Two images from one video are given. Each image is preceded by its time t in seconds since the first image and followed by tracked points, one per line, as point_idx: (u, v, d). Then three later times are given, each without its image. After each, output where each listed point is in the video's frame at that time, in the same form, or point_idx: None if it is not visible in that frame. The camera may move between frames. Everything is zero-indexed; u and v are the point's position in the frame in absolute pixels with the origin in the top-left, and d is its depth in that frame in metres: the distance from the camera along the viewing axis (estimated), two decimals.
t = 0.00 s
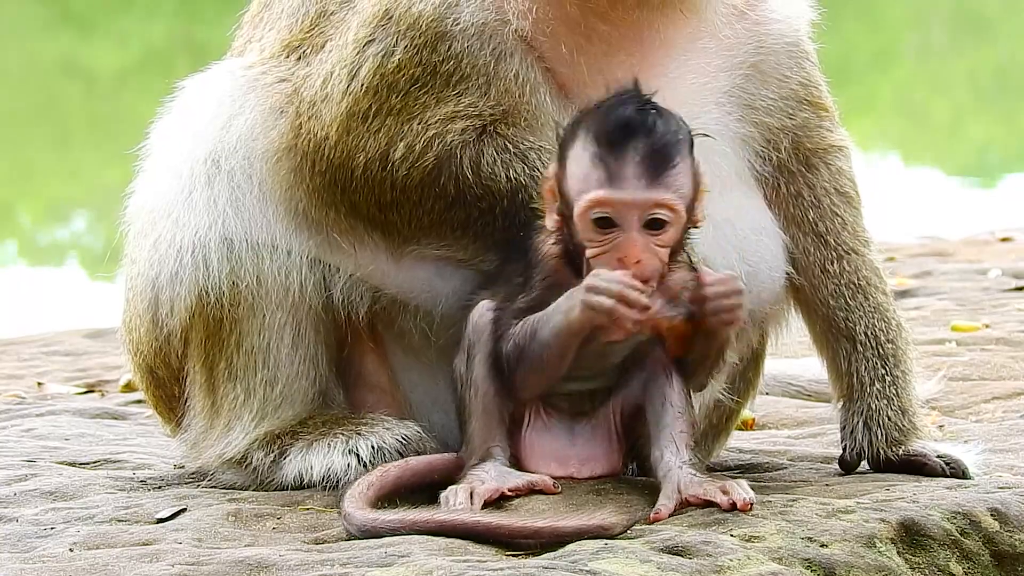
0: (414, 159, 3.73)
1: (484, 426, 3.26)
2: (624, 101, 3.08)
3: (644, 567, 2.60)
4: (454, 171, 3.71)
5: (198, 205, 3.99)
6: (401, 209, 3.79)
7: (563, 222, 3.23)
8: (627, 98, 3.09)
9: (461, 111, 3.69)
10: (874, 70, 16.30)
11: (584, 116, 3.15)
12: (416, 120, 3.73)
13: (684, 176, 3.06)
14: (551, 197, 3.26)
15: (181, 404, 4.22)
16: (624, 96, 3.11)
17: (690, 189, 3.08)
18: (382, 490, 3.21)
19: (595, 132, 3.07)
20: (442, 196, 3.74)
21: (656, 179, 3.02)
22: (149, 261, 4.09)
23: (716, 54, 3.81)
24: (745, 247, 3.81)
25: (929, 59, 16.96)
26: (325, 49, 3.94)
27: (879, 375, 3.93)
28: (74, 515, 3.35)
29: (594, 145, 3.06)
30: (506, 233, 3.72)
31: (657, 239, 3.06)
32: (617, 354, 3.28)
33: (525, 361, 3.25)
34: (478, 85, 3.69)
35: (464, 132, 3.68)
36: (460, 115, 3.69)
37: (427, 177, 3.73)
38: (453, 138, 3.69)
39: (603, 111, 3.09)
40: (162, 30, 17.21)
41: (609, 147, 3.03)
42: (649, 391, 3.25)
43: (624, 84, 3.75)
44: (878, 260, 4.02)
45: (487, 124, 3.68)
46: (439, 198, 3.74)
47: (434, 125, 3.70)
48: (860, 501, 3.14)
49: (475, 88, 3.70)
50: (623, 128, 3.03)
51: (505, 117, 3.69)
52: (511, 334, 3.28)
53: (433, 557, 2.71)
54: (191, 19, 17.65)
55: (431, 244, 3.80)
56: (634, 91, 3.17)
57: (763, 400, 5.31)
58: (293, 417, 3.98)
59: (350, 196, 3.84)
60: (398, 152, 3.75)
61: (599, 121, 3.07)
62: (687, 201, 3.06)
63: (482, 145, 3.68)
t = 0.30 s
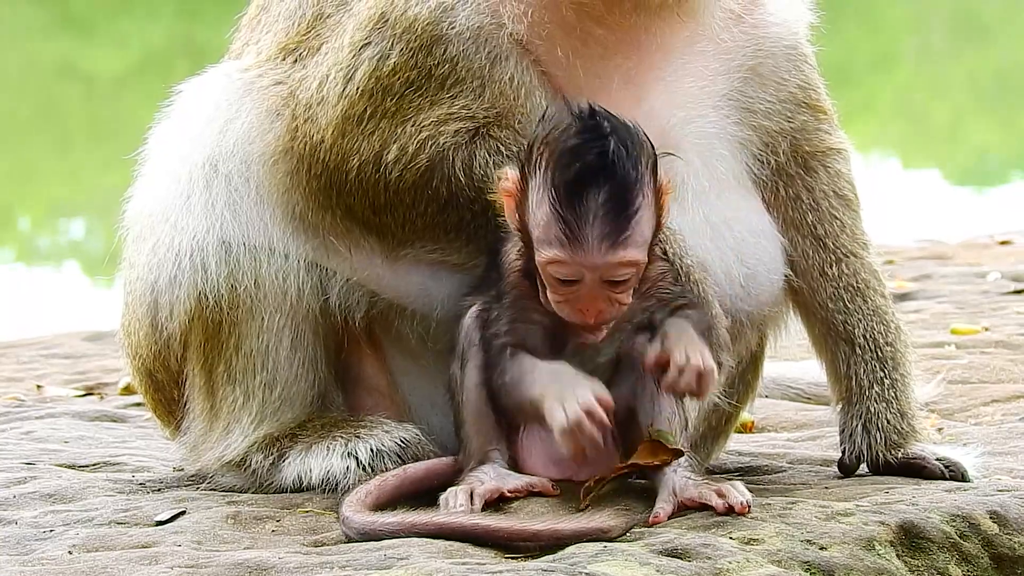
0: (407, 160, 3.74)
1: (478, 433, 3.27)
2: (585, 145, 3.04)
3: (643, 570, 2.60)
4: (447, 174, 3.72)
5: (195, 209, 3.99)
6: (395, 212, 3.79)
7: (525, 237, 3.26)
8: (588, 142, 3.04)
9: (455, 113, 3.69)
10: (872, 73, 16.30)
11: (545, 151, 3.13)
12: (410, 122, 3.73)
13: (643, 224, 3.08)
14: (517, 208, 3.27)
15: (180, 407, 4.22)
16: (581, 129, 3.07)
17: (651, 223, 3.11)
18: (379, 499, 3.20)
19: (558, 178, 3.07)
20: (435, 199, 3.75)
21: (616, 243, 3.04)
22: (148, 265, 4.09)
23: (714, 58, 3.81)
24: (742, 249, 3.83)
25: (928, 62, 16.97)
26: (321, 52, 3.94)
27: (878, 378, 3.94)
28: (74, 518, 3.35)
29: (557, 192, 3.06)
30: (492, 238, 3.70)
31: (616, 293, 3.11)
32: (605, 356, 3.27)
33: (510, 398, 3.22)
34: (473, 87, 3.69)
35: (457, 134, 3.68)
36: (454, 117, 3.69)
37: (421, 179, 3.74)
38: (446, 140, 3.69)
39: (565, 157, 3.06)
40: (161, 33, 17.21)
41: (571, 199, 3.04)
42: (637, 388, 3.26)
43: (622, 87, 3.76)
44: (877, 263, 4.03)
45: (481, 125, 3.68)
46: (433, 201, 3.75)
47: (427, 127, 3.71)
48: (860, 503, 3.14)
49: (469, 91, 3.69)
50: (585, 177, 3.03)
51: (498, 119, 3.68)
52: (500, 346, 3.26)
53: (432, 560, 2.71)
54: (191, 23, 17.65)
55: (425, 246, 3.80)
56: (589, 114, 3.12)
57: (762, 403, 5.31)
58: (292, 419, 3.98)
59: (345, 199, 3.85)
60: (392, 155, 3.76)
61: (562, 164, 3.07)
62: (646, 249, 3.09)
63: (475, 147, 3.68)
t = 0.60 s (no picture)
0: (407, 164, 3.73)
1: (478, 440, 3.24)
2: (636, 164, 2.98)
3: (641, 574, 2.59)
4: (447, 177, 3.71)
5: (195, 212, 3.99)
6: (394, 215, 3.78)
7: (547, 240, 3.19)
8: (639, 161, 2.98)
9: (455, 117, 3.69)
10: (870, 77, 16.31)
11: (588, 162, 3.05)
12: (410, 125, 3.73)
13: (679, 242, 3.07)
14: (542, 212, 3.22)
15: (178, 411, 4.22)
16: (629, 145, 3.00)
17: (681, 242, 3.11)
18: (376, 505, 3.19)
19: (606, 192, 3.01)
20: (435, 202, 3.73)
21: (660, 263, 3.01)
22: (146, 268, 4.09)
23: (713, 62, 3.82)
24: (740, 255, 3.87)
25: (926, 66, 16.98)
26: (320, 55, 3.94)
27: (876, 382, 3.93)
28: (71, 522, 3.35)
29: (604, 208, 3.00)
30: (492, 239, 3.67)
31: (646, 309, 3.09)
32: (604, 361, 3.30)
33: (476, 393, 3.14)
34: (472, 91, 3.69)
35: (458, 138, 3.68)
36: (454, 121, 3.69)
37: (420, 183, 3.73)
38: (446, 144, 3.68)
39: (614, 175, 2.99)
40: (160, 37, 17.22)
41: (620, 216, 2.98)
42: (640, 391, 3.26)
43: (620, 91, 3.76)
44: (875, 268, 4.03)
45: (481, 129, 3.68)
46: (433, 204, 3.73)
47: (427, 131, 3.70)
48: (857, 508, 3.14)
49: (468, 94, 3.69)
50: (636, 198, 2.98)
51: (498, 122, 3.68)
52: (468, 337, 3.21)
53: (430, 565, 2.70)
54: (189, 27, 17.65)
55: (426, 249, 3.79)
56: (635, 128, 3.05)
57: (760, 407, 5.31)
58: (290, 423, 3.98)
59: (344, 202, 3.84)
60: (391, 158, 3.75)
61: (611, 179, 3.00)
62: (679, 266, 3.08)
63: (475, 151, 3.67)
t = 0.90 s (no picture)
0: (407, 167, 3.73)
1: (477, 437, 3.26)
2: (657, 184, 2.99)
3: None
4: (447, 180, 3.70)
5: (195, 215, 3.99)
6: (395, 217, 3.77)
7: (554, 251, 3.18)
8: (660, 181, 2.99)
9: (456, 119, 3.69)
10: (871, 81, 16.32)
11: (607, 178, 3.05)
12: (411, 127, 3.72)
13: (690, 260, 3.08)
14: (553, 221, 3.20)
15: (178, 414, 4.22)
16: (650, 164, 3.01)
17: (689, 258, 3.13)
18: (377, 509, 3.19)
19: (626, 211, 3.01)
20: (435, 205, 3.72)
21: (675, 281, 3.02)
22: (147, 271, 4.09)
23: (714, 65, 3.82)
24: (742, 257, 3.87)
25: (926, 70, 16.98)
26: (321, 58, 3.95)
27: (877, 385, 3.93)
28: (72, 524, 3.35)
29: (624, 226, 3.01)
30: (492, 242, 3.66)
31: (653, 324, 3.10)
32: (602, 364, 3.29)
33: (471, 378, 3.16)
34: (473, 94, 3.69)
35: (459, 140, 3.67)
36: (455, 123, 3.69)
37: (420, 185, 3.72)
38: (447, 146, 3.68)
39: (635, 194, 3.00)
40: (160, 40, 17.22)
41: (639, 235, 2.99)
42: (639, 402, 3.25)
43: (621, 94, 3.77)
44: (876, 271, 4.03)
45: (481, 132, 3.67)
46: (433, 207, 3.72)
47: (428, 133, 3.70)
48: (858, 511, 3.14)
49: (470, 97, 3.69)
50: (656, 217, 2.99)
51: (499, 125, 3.68)
52: (463, 324, 3.24)
53: (430, 567, 2.70)
54: (190, 30, 17.66)
55: (426, 252, 3.77)
56: (653, 146, 3.06)
57: (760, 411, 5.31)
58: (290, 426, 3.98)
59: (344, 204, 3.84)
60: (392, 160, 3.75)
61: (631, 198, 3.00)
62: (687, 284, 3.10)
63: (476, 153, 3.67)
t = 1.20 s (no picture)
0: (409, 166, 3.73)
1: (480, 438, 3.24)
2: (633, 159, 3.01)
3: None
4: (449, 179, 3.70)
5: (198, 215, 4.00)
6: (396, 216, 3.77)
7: (539, 238, 3.19)
8: (636, 155, 3.01)
9: (458, 118, 3.69)
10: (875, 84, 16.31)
11: (584, 156, 3.07)
12: (413, 126, 3.73)
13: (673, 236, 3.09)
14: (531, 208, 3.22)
15: (182, 414, 4.23)
16: (625, 141, 3.04)
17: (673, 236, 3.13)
18: (380, 511, 3.19)
19: (605, 187, 3.03)
20: (437, 204, 3.71)
21: (659, 254, 3.03)
22: (150, 271, 4.09)
23: (719, 66, 3.82)
24: (746, 258, 3.87)
25: (930, 72, 16.97)
26: (324, 57, 3.95)
27: (880, 387, 3.93)
28: (75, 524, 3.35)
29: (604, 203, 3.02)
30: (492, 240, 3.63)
31: (641, 300, 3.10)
32: (599, 357, 3.28)
33: (479, 387, 3.15)
34: (476, 93, 3.69)
35: (460, 139, 3.67)
36: (457, 122, 3.69)
37: (422, 185, 3.73)
38: (449, 145, 3.68)
39: (612, 169, 3.02)
40: (165, 41, 17.24)
41: (620, 209, 3.00)
42: (639, 403, 3.22)
43: (625, 95, 3.77)
44: (880, 272, 4.03)
45: (483, 131, 3.67)
46: (435, 206, 3.72)
47: (430, 132, 3.70)
48: (861, 512, 3.14)
49: (472, 96, 3.69)
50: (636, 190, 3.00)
51: (501, 124, 3.68)
52: (464, 332, 3.23)
53: (433, 568, 2.70)
54: (194, 31, 17.68)
55: (427, 251, 3.76)
56: (627, 124, 3.09)
57: (764, 412, 5.31)
58: (294, 427, 3.99)
59: (346, 203, 3.84)
60: (394, 159, 3.75)
61: (608, 174, 3.02)
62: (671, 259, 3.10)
63: (477, 152, 3.66)
